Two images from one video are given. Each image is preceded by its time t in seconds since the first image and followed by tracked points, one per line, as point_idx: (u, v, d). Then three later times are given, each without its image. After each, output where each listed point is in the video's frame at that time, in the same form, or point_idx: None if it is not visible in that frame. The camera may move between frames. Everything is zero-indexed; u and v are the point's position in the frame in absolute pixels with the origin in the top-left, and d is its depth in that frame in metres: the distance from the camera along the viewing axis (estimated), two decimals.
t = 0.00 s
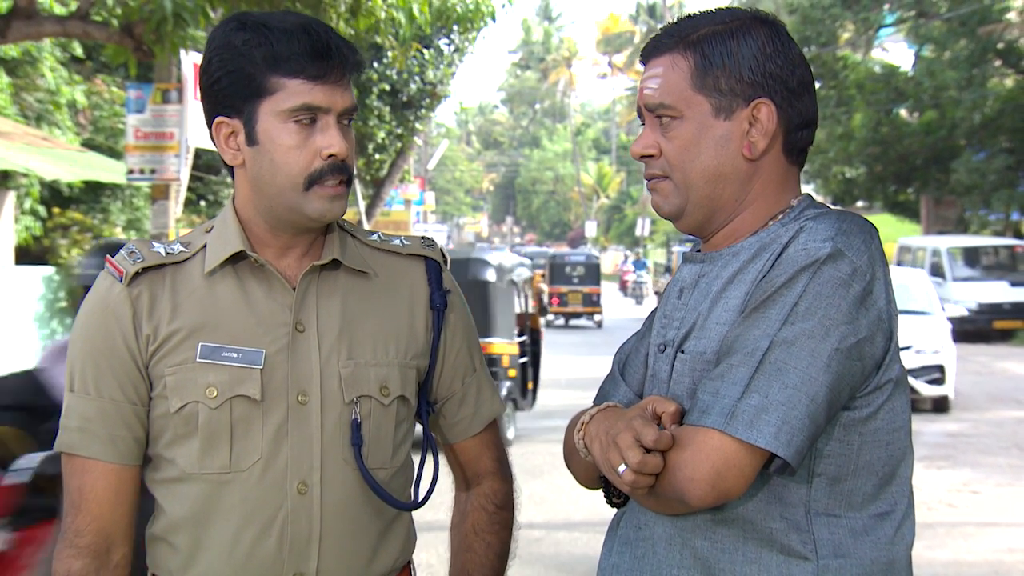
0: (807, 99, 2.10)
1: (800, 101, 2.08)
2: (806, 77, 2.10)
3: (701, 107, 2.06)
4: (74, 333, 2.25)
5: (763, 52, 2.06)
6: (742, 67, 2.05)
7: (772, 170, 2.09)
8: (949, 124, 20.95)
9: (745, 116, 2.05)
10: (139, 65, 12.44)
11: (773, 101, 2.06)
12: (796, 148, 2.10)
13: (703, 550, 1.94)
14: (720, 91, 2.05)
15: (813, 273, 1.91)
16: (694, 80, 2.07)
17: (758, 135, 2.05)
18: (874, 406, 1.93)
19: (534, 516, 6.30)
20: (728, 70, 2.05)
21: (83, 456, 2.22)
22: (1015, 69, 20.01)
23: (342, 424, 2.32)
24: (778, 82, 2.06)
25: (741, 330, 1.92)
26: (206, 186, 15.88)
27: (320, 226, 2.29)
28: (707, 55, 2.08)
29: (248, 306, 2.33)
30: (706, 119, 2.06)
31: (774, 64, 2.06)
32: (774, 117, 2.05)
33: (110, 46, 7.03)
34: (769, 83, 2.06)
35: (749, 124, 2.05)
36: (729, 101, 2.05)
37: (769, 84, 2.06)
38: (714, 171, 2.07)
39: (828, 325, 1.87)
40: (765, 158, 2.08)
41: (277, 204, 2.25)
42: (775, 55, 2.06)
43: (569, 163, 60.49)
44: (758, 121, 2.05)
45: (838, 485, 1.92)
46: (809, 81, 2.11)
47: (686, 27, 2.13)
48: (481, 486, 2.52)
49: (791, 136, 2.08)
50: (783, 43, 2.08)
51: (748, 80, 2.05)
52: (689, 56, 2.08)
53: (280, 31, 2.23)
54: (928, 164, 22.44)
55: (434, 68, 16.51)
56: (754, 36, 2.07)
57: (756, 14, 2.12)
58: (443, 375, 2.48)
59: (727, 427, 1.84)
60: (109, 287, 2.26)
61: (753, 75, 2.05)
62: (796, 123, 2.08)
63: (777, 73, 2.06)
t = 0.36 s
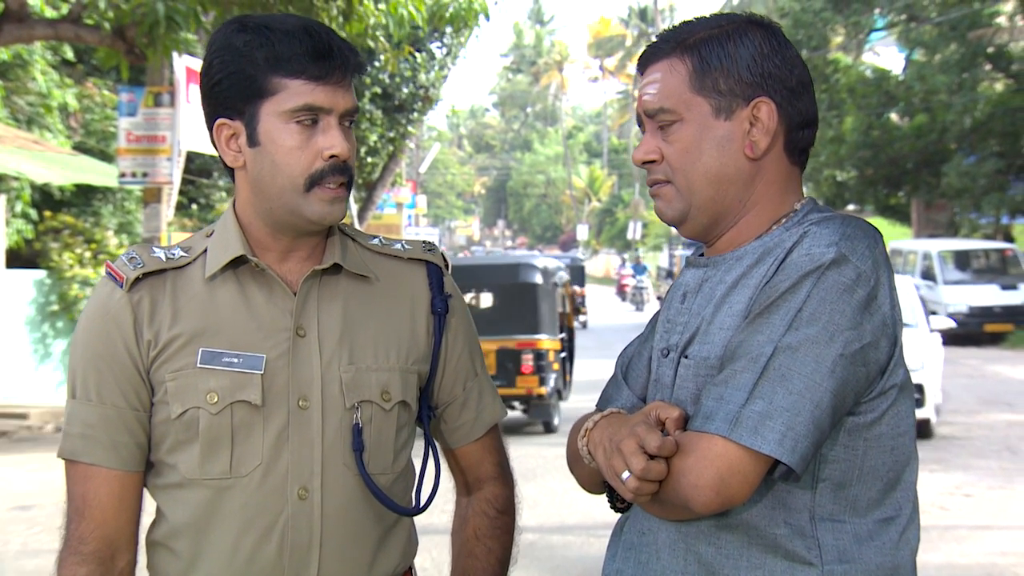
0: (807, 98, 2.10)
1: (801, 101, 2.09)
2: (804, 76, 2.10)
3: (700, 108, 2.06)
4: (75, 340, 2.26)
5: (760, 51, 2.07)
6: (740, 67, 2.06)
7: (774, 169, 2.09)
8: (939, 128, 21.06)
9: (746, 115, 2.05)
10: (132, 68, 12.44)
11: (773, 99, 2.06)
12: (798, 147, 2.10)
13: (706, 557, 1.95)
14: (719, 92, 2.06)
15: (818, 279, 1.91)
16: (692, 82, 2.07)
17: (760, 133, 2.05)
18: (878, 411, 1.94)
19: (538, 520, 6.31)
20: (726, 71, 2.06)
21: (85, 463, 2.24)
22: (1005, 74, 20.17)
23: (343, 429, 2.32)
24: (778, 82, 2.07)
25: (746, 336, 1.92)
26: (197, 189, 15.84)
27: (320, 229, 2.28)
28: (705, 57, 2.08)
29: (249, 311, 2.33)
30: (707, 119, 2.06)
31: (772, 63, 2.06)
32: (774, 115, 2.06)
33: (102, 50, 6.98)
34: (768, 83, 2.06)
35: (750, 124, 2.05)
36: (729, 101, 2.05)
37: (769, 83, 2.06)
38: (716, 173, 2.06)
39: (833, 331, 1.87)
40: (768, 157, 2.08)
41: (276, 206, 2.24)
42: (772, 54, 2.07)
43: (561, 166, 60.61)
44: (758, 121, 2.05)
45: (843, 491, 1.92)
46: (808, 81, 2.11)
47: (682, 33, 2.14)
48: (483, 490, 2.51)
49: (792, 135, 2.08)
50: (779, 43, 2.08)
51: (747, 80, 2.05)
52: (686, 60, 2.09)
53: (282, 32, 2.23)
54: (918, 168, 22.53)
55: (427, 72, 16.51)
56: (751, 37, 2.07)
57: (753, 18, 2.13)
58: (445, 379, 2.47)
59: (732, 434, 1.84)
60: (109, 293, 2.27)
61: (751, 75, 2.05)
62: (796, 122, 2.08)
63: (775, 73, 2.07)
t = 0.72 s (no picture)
0: (807, 109, 2.05)
1: (799, 112, 2.05)
2: (804, 86, 2.05)
3: (694, 123, 2.05)
4: (79, 343, 2.25)
5: (756, 64, 2.03)
6: (735, 81, 2.03)
7: (770, 181, 2.07)
8: (929, 130, 21.19)
9: (739, 129, 2.03)
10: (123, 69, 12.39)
11: (767, 115, 2.03)
12: (797, 157, 2.07)
13: (719, 561, 1.96)
14: (713, 106, 2.04)
15: (829, 281, 1.92)
16: (687, 94, 2.06)
17: (752, 149, 2.03)
18: (890, 413, 1.95)
19: (537, 522, 6.32)
20: (720, 85, 2.04)
21: (88, 466, 2.23)
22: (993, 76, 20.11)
23: (350, 431, 2.32)
24: (773, 95, 2.03)
25: (758, 339, 1.93)
26: (188, 190, 15.80)
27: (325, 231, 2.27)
28: (701, 68, 2.07)
29: (254, 314, 2.33)
30: (701, 134, 2.05)
31: (768, 76, 2.02)
32: (767, 131, 2.03)
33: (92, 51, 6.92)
34: (762, 96, 2.03)
35: (743, 138, 2.03)
36: (722, 116, 2.03)
37: (763, 96, 2.03)
38: (709, 185, 2.06)
39: (845, 333, 1.88)
40: (760, 172, 2.06)
41: (283, 208, 2.24)
42: (769, 67, 2.03)
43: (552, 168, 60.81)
44: (752, 136, 2.03)
45: (857, 493, 1.93)
46: (811, 89, 2.07)
47: (684, 38, 2.12)
48: (489, 493, 2.51)
49: (789, 146, 2.05)
50: (778, 51, 2.03)
51: (741, 94, 2.03)
52: (683, 70, 2.08)
53: (289, 34, 2.22)
54: (908, 169, 22.68)
55: (418, 74, 16.51)
56: (748, 47, 2.04)
57: (762, 21, 2.08)
58: (450, 382, 2.47)
59: (746, 438, 1.85)
60: (114, 295, 2.26)
61: (746, 88, 2.03)
62: (794, 134, 2.05)
63: (770, 85, 2.03)
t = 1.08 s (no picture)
0: (820, 103, 2.09)
1: (814, 105, 2.08)
2: (818, 81, 2.10)
3: (712, 106, 2.07)
4: (85, 343, 2.26)
5: (776, 54, 2.07)
6: (755, 68, 2.06)
7: (786, 171, 2.08)
8: (916, 130, 21.41)
9: (757, 115, 2.05)
10: (112, 69, 12.33)
11: (786, 101, 2.06)
12: (810, 152, 2.09)
13: (727, 565, 1.95)
14: (732, 90, 2.06)
15: (838, 286, 1.91)
16: (706, 78, 2.08)
17: (770, 135, 2.05)
18: (900, 418, 1.93)
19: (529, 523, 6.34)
20: (741, 71, 2.06)
21: (93, 467, 2.24)
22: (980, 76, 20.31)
23: (355, 433, 2.31)
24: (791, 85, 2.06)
25: (767, 344, 1.92)
26: (175, 191, 15.75)
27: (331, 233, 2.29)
28: (720, 56, 2.09)
29: (260, 314, 2.33)
30: (719, 118, 2.06)
31: (787, 66, 2.07)
32: (787, 115, 2.05)
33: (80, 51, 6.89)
34: (782, 85, 2.06)
35: (762, 124, 2.05)
36: (741, 101, 2.05)
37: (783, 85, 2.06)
38: (726, 172, 2.07)
39: (855, 338, 1.87)
40: (777, 159, 2.07)
41: (291, 210, 2.26)
42: (788, 57, 2.07)
43: (539, 168, 61.03)
44: (771, 121, 2.05)
45: (865, 498, 1.92)
46: (823, 84, 2.11)
47: (699, 31, 2.15)
48: (494, 495, 2.50)
49: (804, 139, 2.08)
50: (794, 45, 2.09)
51: (761, 81, 2.06)
52: (702, 58, 2.10)
53: (297, 34, 2.23)
54: (896, 170, 22.86)
55: (408, 75, 16.52)
56: (767, 39, 2.08)
57: (772, 20, 2.13)
58: (456, 384, 2.46)
59: (756, 444, 1.84)
60: (119, 296, 2.27)
61: (767, 75, 2.06)
62: (809, 127, 2.08)
63: (790, 76, 2.07)
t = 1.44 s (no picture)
0: (822, 110, 2.07)
1: (815, 113, 2.05)
2: (821, 87, 2.06)
3: (710, 116, 2.06)
4: (80, 344, 2.23)
5: (777, 61, 2.04)
6: (754, 77, 2.04)
7: (785, 181, 2.07)
8: (897, 130, 21.78)
9: (756, 126, 2.03)
10: (92, 68, 12.21)
11: (785, 112, 2.04)
12: (810, 158, 2.07)
13: (729, 566, 1.95)
14: (731, 99, 2.05)
15: (840, 285, 1.90)
16: (704, 87, 2.07)
17: (768, 147, 2.04)
18: (903, 417, 1.94)
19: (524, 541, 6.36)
20: (738, 80, 2.05)
21: (90, 467, 2.21)
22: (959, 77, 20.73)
23: (353, 432, 2.30)
24: (791, 92, 2.04)
25: (768, 345, 1.91)
26: (156, 190, 15.66)
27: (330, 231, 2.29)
28: (720, 62, 2.07)
29: (258, 312, 2.31)
30: (717, 128, 2.05)
31: (786, 74, 2.04)
32: (785, 128, 2.04)
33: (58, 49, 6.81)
34: (781, 92, 2.04)
35: (759, 136, 2.04)
36: (739, 111, 2.04)
37: (781, 92, 2.04)
38: (724, 181, 2.06)
39: (858, 338, 1.86)
40: (775, 170, 2.06)
41: (288, 207, 2.24)
42: (788, 64, 2.04)
43: (521, 168, 61.21)
44: (769, 134, 2.04)
45: (869, 499, 1.92)
46: (826, 89, 2.07)
47: (700, 34, 2.13)
48: (493, 494, 2.49)
49: (805, 147, 2.06)
50: (799, 51, 2.05)
51: (760, 90, 2.04)
52: (701, 63, 2.09)
53: (293, 32, 2.22)
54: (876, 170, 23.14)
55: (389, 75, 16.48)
56: (769, 44, 2.05)
57: (774, 22, 2.11)
58: (454, 382, 2.45)
59: (760, 445, 1.83)
60: (116, 296, 2.24)
61: (765, 85, 2.04)
62: (809, 135, 2.06)
63: (789, 83, 2.04)
